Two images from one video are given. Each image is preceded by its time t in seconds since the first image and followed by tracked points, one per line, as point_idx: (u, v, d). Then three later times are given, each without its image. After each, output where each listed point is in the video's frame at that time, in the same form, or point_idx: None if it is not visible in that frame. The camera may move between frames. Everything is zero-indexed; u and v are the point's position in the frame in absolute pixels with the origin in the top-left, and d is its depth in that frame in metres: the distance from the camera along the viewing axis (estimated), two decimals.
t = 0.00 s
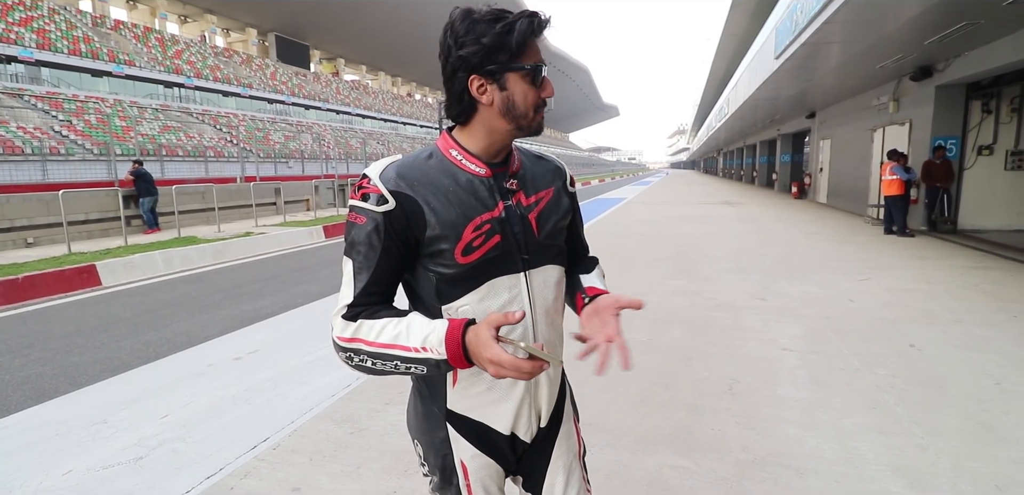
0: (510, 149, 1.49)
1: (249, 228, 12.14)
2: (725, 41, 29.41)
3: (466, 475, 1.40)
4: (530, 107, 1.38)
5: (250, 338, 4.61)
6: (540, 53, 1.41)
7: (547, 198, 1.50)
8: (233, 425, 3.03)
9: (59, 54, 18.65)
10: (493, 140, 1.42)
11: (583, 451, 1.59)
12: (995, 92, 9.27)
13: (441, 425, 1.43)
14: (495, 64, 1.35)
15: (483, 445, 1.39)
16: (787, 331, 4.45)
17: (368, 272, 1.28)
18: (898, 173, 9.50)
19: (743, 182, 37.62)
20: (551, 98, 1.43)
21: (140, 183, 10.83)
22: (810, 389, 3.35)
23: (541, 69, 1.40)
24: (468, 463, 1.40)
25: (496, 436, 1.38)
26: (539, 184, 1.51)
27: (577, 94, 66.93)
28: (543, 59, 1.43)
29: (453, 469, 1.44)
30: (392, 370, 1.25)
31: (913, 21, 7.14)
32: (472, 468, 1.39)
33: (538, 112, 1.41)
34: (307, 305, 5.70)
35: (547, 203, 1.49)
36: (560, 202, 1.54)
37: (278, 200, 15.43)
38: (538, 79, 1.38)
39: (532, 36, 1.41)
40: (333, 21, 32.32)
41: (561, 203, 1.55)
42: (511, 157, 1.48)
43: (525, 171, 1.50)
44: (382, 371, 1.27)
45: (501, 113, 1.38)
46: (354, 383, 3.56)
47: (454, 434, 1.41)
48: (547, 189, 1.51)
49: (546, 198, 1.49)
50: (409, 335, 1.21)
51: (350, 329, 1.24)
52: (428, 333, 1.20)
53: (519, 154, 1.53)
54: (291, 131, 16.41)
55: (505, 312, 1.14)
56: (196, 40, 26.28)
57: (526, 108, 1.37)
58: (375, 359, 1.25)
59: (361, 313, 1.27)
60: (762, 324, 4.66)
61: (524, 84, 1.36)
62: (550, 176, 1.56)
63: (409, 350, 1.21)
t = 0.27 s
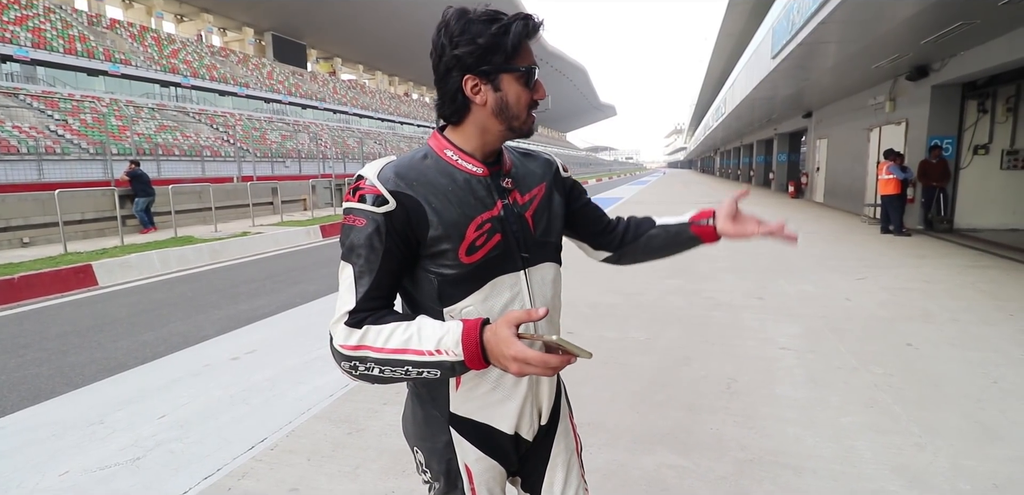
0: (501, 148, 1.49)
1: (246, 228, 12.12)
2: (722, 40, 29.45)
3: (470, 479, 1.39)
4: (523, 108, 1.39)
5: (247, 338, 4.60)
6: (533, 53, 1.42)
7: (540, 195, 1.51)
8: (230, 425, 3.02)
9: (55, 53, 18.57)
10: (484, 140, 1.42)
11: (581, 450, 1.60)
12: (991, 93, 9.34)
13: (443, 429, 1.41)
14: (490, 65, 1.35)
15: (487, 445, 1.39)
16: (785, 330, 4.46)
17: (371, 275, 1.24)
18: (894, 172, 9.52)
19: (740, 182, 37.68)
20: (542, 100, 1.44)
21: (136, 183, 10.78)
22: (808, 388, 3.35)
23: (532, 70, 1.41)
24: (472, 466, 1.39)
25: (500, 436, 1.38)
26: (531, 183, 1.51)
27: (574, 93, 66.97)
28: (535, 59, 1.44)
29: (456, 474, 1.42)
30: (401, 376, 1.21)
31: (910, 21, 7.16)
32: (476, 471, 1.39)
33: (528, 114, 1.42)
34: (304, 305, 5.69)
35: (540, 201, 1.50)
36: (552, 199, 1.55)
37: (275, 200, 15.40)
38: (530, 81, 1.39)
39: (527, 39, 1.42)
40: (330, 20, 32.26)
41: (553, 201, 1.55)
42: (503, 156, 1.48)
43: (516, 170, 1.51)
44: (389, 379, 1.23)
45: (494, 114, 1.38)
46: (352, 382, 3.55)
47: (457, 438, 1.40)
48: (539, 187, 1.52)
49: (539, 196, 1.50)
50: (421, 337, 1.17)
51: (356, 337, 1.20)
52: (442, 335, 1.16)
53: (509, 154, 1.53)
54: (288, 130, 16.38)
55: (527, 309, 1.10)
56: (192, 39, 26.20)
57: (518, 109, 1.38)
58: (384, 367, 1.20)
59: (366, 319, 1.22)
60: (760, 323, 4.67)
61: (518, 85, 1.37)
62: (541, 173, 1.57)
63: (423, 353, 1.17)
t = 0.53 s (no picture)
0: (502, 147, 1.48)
1: (244, 228, 12.10)
2: (721, 40, 29.47)
3: (474, 478, 1.39)
4: (524, 105, 1.39)
5: (247, 337, 4.59)
6: (535, 51, 1.42)
7: (541, 193, 1.51)
8: (229, 425, 3.02)
9: (53, 52, 18.52)
10: (486, 137, 1.41)
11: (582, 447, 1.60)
12: (989, 92, 9.37)
13: (447, 427, 1.40)
14: (493, 62, 1.35)
15: (490, 444, 1.38)
16: (784, 330, 4.46)
17: (375, 275, 1.24)
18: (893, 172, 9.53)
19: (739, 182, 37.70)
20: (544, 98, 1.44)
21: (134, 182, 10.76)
22: (807, 388, 3.35)
23: (534, 67, 1.41)
24: (475, 465, 1.38)
25: (504, 434, 1.38)
26: (532, 180, 1.51)
27: (573, 93, 66.96)
28: (537, 57, 1.44)
29: (460, 472, 1.42)
30: (406, 377, 1.22)
31: (909, 21, 7.16)
32: (479, 470, 1.38)
33: (530, 112, 1.42)
34: (303, 305, 5.69)
35: (541, 199, 1.50)
36: (553, 196, 1.55)
37: (274, 199, 15.39)
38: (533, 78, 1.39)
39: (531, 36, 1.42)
40: (329, 19, 32.22)
41: (553, 198, 1.55)
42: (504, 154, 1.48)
43: (517, 167, 1.50)
44: (393, 380, 1.23)
45: (496, 111, 1.38)
46: (351, 382, 3.55)
47: (460, 437, 1.39)
48: (540, 184, 1.51)
49: (541, 193, 1.50)
50: (428, 337, 1.18)
51: (361, 338, 1.21)
52: (450, 337, 1.17)
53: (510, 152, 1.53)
54: (287, 130, 16.35)
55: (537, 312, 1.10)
56: (190, 38, 26.15)
57: (520, 106, 1.38)
58: (388, 368, 1.21)
59: (371, 321, 1.22)
60: (759, 323, 4.67)
61: (520, 82, 1.37)
62: (541, 171, 1.56)
63: (430, 355, 1.17)
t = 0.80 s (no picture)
0: (518, 148, 1.48)
1: (245, 227, 12.10)
2: (722, 41, 29.48)
3: (472, 477, 1.39)
4: (538, 102, 1.38)
5: (246, 337, 4.59)
6: (546, 48, 1.41)
7: (555, 197, 1.50)
8: (229, 425, 3.01)
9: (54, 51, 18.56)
10: (500, 136, 1.41)
11: (584, 452, 1.59)
12: (991, 95, 9.33)
13: (447, 427, 1.40)
14: (506, 60, 1.34)
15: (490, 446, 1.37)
16: (784, 332, 4.46)
17: (370, 265, 1.23)
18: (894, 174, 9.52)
19: (740, 183, 37.69)
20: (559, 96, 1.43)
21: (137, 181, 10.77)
22: (808, 390, 3.35)
23: (546, 64, 1.40)
24: (474, 465, 1.38)
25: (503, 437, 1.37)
26: (546, 184, 1.50)
27: (574, 94, 67.22)
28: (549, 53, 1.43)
29: (458, 471, 1.42)
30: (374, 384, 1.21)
31: (910, 23, 7.16)
32: (478, 470, 1.38)
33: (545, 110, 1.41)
34: (303, 305, 5.69)
35: (555, 203, 1.49)
36: (566, 202, 1.54)
37: (274, 199, 15.40)
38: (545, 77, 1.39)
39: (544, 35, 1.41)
40: (330, 20, 32.25)
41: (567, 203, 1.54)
42: (519, 154, 1.47)
43: (534, 169, 1.50)
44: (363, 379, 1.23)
45: (511, 109, 1.37)
46: (351, 382, 3.55)
47: (460, 436, 1.38)
48: (554, 190, 1.50)
49: (553, 198, 1.49)
50: (403, 359, 1.15)
51: (345, 331, 1.19)
52: (422, 368, 1.13)
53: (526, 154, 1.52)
54: (288, 130, 16.37)
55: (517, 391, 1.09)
56: (192, 38, 26.17)
57: (535, 105, 1.38)
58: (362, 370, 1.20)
59: (359, 317, 1.20)
60: (759, 324, 4.67)
61: (533, 81, 1.36)
62: (557, 174, 1.56)
63: (400, 377, 1.15)
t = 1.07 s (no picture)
0: (517, 149, 1.49)
1: (238, 228, 12.04)
2: (715, 40, 29.57)
3: (475, 478, 1.38)
4: (544, 107, 1.39)
5: (240, 339, 4.57)
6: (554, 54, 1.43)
7: (549, 200, 1.54)
8: (222, 428, 3.00)
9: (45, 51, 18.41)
10: (505, 137, 1.41)
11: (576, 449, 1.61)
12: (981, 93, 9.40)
13: (449, 429, 1.38)
14: (518, 64, 1.34)
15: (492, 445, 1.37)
16: (778, 329, 4.48)
17: (381, 263, 1.20)
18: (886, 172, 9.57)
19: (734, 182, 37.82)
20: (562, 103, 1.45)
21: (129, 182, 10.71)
22: (802, 387, 3.37)
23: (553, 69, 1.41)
24: (477, 466, 1.37)
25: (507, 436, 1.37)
26: (542, 187, 1.54)
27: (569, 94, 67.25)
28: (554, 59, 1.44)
29: (461, 473, 1.40)
30: (383, 390, 1.19)
31: (901, 22, 7.20)
32: (481, 471, 1.37)
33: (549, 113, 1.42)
34: (297, 306, 5.67)
35: (550, 205, 1.53)
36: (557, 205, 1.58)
37: (267, 199, 15.34)
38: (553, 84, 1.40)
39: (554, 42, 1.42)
40: (323, 19, 32.14)
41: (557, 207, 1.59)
42: (519, 156, 1.49)
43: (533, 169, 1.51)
44: (368, 384, 1.21)
45: (518, 113, 1.38)
46: (346, 384, 3.54)
47: (464, 438, 1.36)
48: (548, 192, 1.54)
49: (549, 199, 1.52)
50: (421, 367, 1.15)
51: (358, 336, 1.16)
52: (442, 377, 1.14)
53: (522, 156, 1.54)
54: (281, 130, 16.31)
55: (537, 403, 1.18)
56: (183, 37, 26.02)
57: (540, 110, 1.39)
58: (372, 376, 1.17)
59: (374, 322, 1.17)
60: (753, 322, 4.69)
61: (541, 84, 1.37)
62: (547, 178, 1.60)
63: (419, 384, 1.14)
